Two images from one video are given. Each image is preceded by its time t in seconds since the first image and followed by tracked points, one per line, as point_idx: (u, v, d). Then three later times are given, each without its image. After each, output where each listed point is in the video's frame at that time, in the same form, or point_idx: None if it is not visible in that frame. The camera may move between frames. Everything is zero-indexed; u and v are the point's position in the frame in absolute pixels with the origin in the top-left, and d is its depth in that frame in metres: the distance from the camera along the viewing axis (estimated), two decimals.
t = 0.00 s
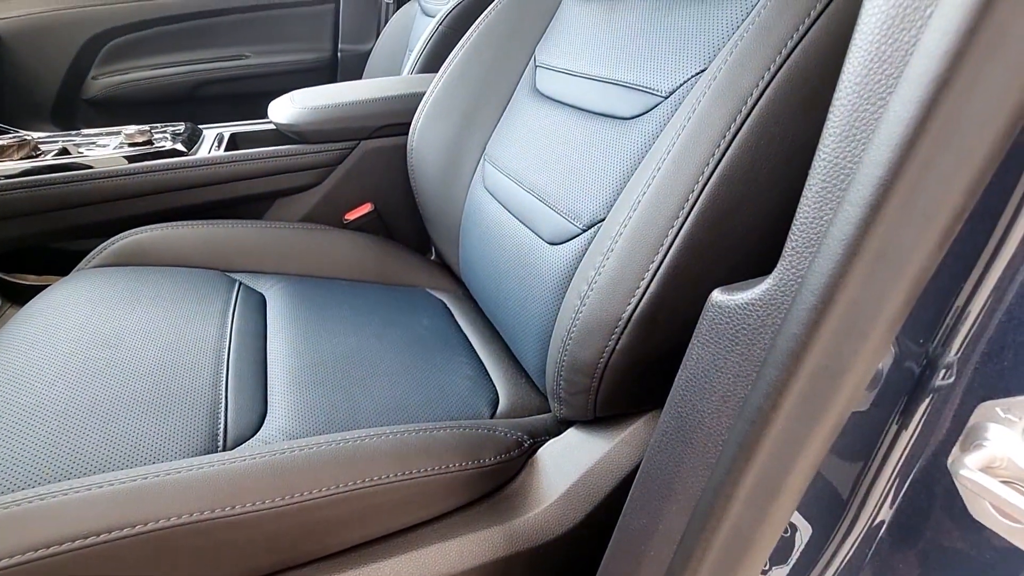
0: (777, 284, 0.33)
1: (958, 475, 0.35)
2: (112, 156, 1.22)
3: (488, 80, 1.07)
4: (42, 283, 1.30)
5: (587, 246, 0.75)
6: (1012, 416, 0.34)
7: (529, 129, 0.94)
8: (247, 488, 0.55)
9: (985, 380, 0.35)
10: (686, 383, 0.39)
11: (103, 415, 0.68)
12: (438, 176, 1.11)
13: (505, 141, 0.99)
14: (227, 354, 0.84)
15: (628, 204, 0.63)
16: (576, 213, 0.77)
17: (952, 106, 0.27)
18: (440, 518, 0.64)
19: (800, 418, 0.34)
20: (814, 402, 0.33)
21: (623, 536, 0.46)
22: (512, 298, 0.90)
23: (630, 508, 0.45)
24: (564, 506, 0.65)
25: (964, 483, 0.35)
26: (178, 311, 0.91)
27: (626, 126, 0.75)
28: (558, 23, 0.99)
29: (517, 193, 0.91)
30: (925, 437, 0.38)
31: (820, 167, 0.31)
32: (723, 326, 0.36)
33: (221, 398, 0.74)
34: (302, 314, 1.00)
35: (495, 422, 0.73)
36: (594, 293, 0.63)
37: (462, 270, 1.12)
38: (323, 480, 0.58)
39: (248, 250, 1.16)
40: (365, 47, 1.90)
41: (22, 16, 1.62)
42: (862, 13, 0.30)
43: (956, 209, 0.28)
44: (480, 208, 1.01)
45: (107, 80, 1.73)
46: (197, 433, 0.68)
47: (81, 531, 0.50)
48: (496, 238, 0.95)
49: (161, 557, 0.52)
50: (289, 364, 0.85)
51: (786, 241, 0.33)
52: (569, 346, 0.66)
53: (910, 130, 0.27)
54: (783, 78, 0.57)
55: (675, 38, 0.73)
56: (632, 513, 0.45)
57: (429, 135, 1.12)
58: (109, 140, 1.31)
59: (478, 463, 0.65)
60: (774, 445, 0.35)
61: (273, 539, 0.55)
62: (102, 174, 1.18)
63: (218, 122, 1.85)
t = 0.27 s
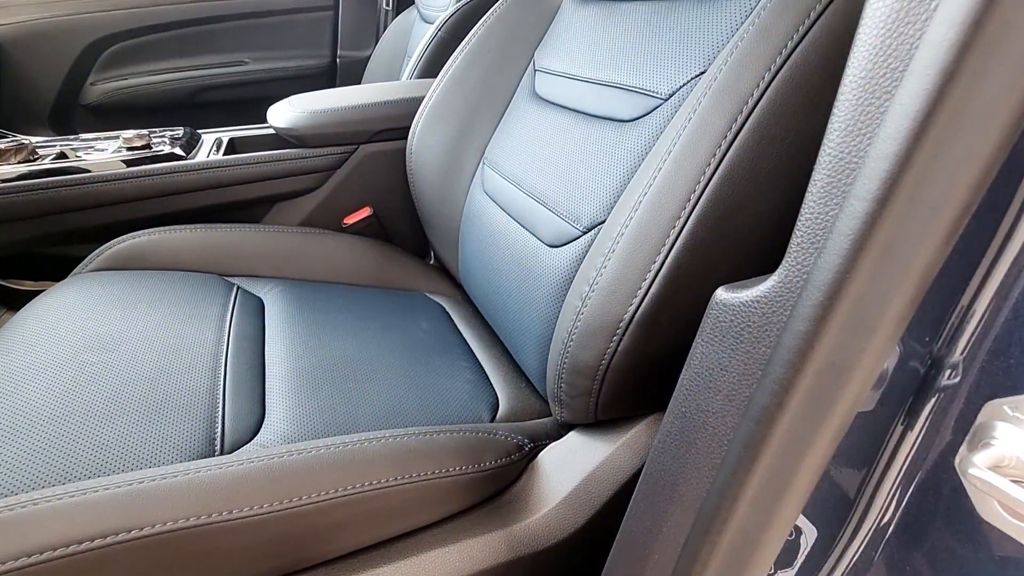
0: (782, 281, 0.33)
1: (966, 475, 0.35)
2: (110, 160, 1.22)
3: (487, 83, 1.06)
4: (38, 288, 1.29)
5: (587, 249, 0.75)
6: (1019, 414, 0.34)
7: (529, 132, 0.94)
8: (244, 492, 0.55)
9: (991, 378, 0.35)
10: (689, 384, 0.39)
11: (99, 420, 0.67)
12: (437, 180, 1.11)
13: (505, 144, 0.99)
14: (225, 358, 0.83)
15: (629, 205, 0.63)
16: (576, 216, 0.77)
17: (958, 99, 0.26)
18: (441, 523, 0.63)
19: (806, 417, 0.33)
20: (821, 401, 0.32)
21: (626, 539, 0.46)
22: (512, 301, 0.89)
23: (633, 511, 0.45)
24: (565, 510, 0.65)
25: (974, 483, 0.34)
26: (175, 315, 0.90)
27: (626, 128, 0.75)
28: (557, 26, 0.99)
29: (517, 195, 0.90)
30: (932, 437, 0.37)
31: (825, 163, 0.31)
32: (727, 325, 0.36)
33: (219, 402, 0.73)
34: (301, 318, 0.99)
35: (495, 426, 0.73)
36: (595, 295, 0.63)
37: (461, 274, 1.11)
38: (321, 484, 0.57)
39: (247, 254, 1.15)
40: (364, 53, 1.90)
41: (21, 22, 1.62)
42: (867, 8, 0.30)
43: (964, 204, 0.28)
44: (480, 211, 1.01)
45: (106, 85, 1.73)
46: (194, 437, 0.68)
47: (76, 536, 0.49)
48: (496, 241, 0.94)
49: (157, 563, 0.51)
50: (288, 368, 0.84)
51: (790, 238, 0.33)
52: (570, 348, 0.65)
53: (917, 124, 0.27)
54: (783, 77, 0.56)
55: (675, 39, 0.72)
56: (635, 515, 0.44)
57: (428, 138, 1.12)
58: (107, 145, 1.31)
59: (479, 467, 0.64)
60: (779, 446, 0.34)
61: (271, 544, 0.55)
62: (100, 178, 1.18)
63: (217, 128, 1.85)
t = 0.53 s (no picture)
0: (778, 286, 0.33)
1: (961, 480, 0.34)
2: (108, 162, 1.22)
3: (485, 85, 1.06)
4: (36, 290, 1.29)
5: (585, 251, 0.75)
6: (1015, 419, 0.33)
7: (526, 134, 0.94)
8: (241, 496, 0.55)
9: (987, 383, 0.35)
10: (686, 388, 0.39)
11: (95, 423, 0.67)
12: (435, 182, 1.11)
13: (503, 147, 0.99)
14: (223, 361, 0.83)
15: (627, 208, 0.63)
16: (573, 218, 0.77)
17: (953, 104, 0.26)
18: (438, 526, 0.63)
19: (802, 422, 0.33)
20: (817, 405, 0.32)
21: (623, 544, 0.46)
22: (510, 304, 0.89)
23: (630, 515, 0.44)
24: (563, 513, 0.64)
25: (969, 488, 0.34)
26: (173, 317, 0.90)
27: (623, 131, 0.75)
28: (555, 29, 0.99)
29: (515, 198, 0.90)
30: (929, 442, 0.37)
31: (821, 167, 0.31)
32: (723, 329, 0.36)
33: (216, 405, 0.73)
34: (299, 321, 0.99)
35: (493, 429, 0.73)
36: (592, 298, 0.63)
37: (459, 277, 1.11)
38: (317, 488, 0.57)
39: (244, 256, 1.15)
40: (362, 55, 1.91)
41: (20, 24, 1.62)
42: (862, 13, 0.30)
43: (959, 208, 0.28)
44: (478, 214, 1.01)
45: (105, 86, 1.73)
46: (191, 441, 0.67)
47: (71, 540, 0.49)
48: (494, 244, 0.94)
49: (152, 567, 0.51)
50: (285, 371, 0.84)
51: (786, 243, 0.33)
52: (567, 351, 0.65)
53: (912, 129, 0.27)
54: (780, 81, 0.56)
55: (672, 42, 0.72)
56: (632, 520, 0.44)
57: (426, 141, 1.12)
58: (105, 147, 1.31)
59: (477, 470, 0.64)
60: (775, 451, 0.34)
61: (267, 548, 0.55)
62: (98, 180, 1.18)
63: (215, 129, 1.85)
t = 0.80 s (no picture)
0: (775, 287, 0.33)
1: (958, 480, 0.34)
2: (106, 163, 1.22)
3: (482, 86, 1.06)
4: (34, 291, 1.29)
5: (582, 252, 0.75)
6: (1012, 421, 0.33)
7: (524, 135, 0.94)
8: (238, 497, 0.55)
9: (984, 384, 0.35)
10: (683, 389, 0.39)
11: (93, 424, 0.67)
12: (432, 183, 1.11)
13: (500, 148, 0.99)
14: (221, 361, 0.83)
15: (622, 210, 0.63)
16: (570, 219, 0.77)
17: (949, 106, 0.26)
18: (436, 527, 0.63)
19: (799, 423, 0.33)
20: (814, 407, 0.32)
21: (620, 545, 0.46)
22: (507, 305, 0.89)
23: (628, 516, 0.45)
24: (561, 514, 0.64)
25: (965, 488, 0.34)
26: (171, 318, 0.90)
27: (619, 132, 0.75)
28: (552, 29, 0.99)
29: (512, 199, 0.90)
30: (926, 443, 0.37)
31: (817, 169, 0.31)
32: (721, 331, 0.36)
33: (214, 406, 0.73)
34: (297, 321, 0.99)
35: (491, 430, 0.72)
36: (589, 299, 0.63)
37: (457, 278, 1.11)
38: (315, 489, 0.57)
39: (242, 257, 1.15)
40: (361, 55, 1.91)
41: (18, 24, 1.62)
42: (858, 15, 0.30)
43: (955, 210, 0.28)
44: (476, 215, 1.01)
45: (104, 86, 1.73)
46: (189, 442, 0.67)
47: (69, 542, 0.49)
48: (491, 245, 0.94)
49: (150, 569, 0.51)
50: (283, 372, 0.84)
51: (783, 245, 0.33)
52: (564, 353, 0.65)
53: (908, 131, 0.27)
54: (776, 81, 0.56)
55: (668, 42, 0.72)
56: (629, 521, 0.44)
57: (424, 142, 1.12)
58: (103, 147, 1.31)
59: (475, 471, 0.64)
60: (771, 453, 0.34)
61: (264, 549, 0.55)
62: (96, 180, 1.18)
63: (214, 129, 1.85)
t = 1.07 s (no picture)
0: (775, 288, 0.33)
1: (958, 480, 0.34)
2: (106, 163, 1.22)
3: (480, 86, 1.06)
4: (34, 291, 1.29)
5: (579, 253, 0.75)
6: (1012, 421, 0.33)
7: (522, 135, 0.94)
8: (238, 497, 0.54)
9: (984, 384, 0.35)
10: (683, 389, 0.39)
11: (94, 424, 0.67)
12: (431, 183, 1.11)
13: (498, 149, 0.99)
14: (221, 361, 0.83)
15: (619, 210, 0.63)
16: (568, 219, 0.77)
17: (948, 106, 0.26)
18: (436, 527, 0.63)
19: (799, 423, 0.33)
20: (814, 406, 0.32)
21: (620, 545, 0.46)
22: (506, 305, 0.89)
23: (627, 516, 0.45)
24: (561, 513, 0.64)
25: (965, 488, 0.34)
26: (171, 318, 0.90)
27: (616, 132, 0.75)
28: (549, 29, 0.99)
29: (510, 199, 0.90)
30: (925, 443, 0.37)
31: (818, 169, 0.31)
32: (721, 331, 0.36)
33: (214, 406, 0.73)
34: (297, 321, 0.99)
35: (491, 430, 0.72)
36: (586, 300, 0.63)
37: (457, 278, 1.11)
38: (316, 489, 0.57)
39: (242, 257, 1.15)
40: (362, 55, 1.91)
41: (17, 24, 1.62)
42: (858, 16, 0.30)
43: (955, 210, 0.28)
44: (475, 216, 1.01)
45: (104, 86, 1.73)
46: (189, 442, 0.67)
47: (70, 542, 0.49)
48: (490, 246, 0.94)
49: (152, 569, 0.51)
50: (282, 372, 0.84)
51: (783, 245, 0.33)
52: (563, 354, 0.65)
53: (908, 132, 0.27)
54: (771, 80, 0.56)
55: (664, 41, 0.72)
56: (629, 521, 0.44)
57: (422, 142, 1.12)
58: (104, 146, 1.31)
59: (475, 471, 0.64)
60: (772, 453, 0.34)
61: (264, 549, 0.55)
62: (96, 180, 1.18)
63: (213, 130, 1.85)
